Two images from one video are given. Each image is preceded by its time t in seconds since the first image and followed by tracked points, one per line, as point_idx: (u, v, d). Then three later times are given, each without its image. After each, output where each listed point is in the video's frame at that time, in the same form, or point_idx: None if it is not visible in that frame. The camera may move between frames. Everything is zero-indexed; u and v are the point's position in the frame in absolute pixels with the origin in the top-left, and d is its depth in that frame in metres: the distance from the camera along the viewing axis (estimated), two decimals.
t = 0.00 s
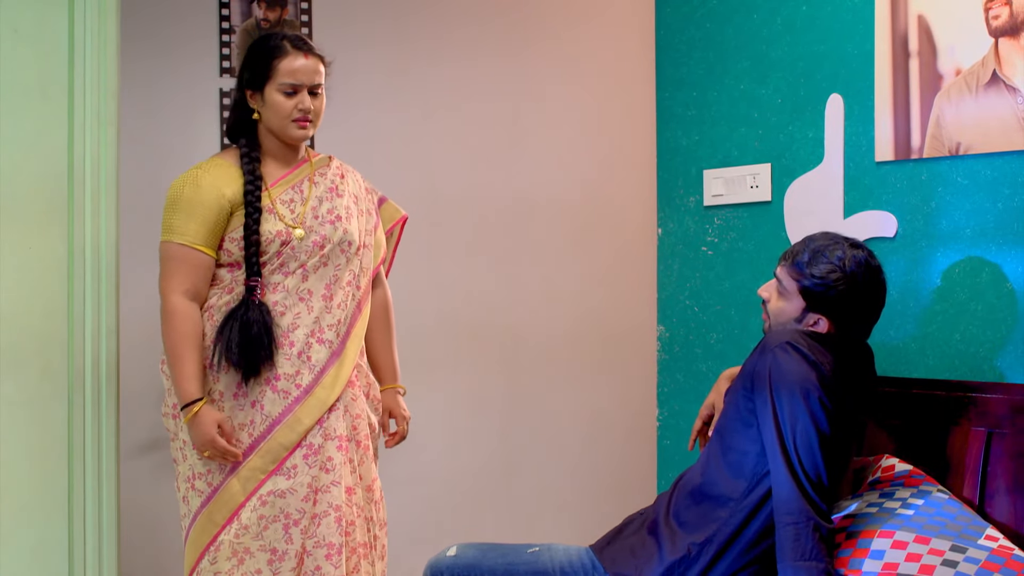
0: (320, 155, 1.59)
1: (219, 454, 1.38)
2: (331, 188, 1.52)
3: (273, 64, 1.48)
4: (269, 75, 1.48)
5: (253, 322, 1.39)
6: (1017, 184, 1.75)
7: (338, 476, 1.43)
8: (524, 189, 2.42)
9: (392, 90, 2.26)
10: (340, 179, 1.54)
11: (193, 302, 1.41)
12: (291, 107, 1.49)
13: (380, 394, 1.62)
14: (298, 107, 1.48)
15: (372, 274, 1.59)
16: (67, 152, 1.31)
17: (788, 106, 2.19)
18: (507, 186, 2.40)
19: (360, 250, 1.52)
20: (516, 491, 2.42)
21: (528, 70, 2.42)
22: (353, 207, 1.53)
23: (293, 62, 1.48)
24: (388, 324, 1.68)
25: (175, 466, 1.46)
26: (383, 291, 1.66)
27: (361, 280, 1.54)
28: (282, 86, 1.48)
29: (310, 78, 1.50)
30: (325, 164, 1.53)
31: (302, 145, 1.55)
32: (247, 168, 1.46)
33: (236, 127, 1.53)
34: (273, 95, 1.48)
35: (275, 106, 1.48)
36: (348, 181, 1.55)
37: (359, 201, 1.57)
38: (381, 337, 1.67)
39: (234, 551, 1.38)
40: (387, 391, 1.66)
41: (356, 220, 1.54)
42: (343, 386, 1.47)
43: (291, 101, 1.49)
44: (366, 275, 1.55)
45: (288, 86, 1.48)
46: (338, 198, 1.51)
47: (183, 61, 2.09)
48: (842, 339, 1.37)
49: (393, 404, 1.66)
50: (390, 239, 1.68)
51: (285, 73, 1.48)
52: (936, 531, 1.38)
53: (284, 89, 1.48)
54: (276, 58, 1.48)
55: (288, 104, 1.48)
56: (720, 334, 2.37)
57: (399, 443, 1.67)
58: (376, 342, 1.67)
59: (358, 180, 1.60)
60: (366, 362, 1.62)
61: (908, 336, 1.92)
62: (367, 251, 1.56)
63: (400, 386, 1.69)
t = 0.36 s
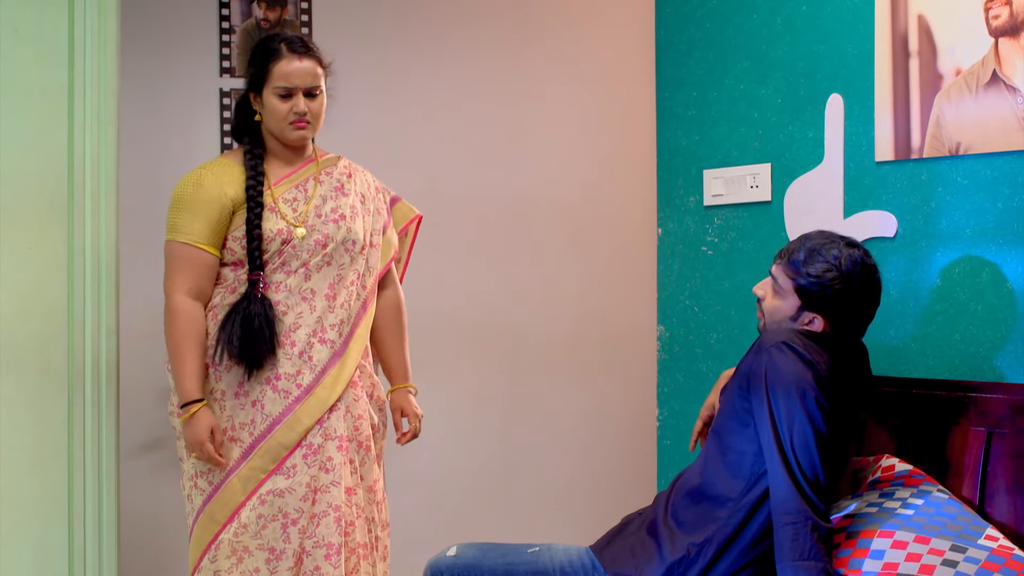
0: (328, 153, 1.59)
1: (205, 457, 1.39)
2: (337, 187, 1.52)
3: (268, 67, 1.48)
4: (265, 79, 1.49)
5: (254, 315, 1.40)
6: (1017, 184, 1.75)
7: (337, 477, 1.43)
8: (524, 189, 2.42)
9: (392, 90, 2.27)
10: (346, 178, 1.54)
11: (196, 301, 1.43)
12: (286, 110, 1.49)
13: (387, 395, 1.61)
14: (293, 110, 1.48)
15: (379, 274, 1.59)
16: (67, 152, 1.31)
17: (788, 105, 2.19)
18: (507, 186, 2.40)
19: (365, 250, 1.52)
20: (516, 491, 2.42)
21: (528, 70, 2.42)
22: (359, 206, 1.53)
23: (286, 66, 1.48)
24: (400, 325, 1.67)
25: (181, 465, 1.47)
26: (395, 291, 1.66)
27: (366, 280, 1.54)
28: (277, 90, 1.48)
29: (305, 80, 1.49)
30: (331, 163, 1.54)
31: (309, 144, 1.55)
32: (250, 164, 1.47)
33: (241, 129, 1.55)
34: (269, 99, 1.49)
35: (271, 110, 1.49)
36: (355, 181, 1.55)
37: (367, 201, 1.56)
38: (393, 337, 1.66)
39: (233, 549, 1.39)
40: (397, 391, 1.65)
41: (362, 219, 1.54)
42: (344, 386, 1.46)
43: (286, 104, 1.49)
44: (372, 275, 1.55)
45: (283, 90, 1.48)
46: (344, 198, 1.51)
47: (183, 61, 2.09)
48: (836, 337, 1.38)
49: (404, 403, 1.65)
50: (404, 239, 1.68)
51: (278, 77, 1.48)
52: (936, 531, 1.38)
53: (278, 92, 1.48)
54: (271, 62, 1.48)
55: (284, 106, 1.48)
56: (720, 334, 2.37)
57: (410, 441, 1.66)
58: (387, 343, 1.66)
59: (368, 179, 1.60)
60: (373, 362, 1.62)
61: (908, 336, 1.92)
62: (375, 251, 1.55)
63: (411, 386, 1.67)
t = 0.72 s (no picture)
0: (337, 153, 1.59)
1: (203, 457, 1.39)
2: (342, 187, 1.52)
3: (271, 67, 1.49)
4: (268, 78, 1.49)
5: (255, 313, 1.40)
6: (1017, 184, 1.75)
7: (337, 476, 1.43)
8: (524, 189, 2.42)
9: (392, 91, 2.27)
10: (353, 178, 1.54)
11: (201, 301, 1.43)
12: (287, 109, 1.49)
13: (393, 396, 1.60)
14: (294, 109, 1.48)
15: (386, 275, 1.58)
16: (67, 152, 1.31)
17: (788, 106, 2.19)
18: (507, 186, 2.40)
19: (370, 250, 1.52)
20: (516, 491, 2.42)
21: (528, 70, 2.42)
22: (365, 206, 1.53)
23: (288, 66, 1.48)
24: (411, 327, 1.67)
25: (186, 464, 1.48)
26: (402, 292, 1.65)
27: (371, 280, 1.53)
28: (279, 89, 1.49)
29: (307, 80, 1.49)
30: (338, 163, 1.54)
31: (314, 145, 1.55)
32: (254, 164, 1.47)
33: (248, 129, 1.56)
34: (271, 97, 1.49)
35: (273, 109, 1.49)
36: (362, 181, 1.55)
37: (375, 201, 1.56)
38: (403, 339, 1.66)
39: (233, 548, 1.39)
40: (403, 392, 1.64)
41: (368, 219, 1.53)
42: (345, 386, 1.46)
43: (287, 104, 1.49)
44: (377, 275, 1.54)
45: (284, 89, 1.48)
46: (349, 198, 1.51)
47: (183, 61, 2.09)
48: (825, 333, 1.38)
49: (411, 406, 1.64)
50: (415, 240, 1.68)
51: (280, 77, 1.48)
52: (936, 531, 1.38)
53: (280, 91, 1.48)
54: (274, 61, 1.49)
55: (285, 106, 1.48)
56: (720, 334, 2.37)
57: (415, 442, 1.65)
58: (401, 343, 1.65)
59: (376, 180, 1.60)
60: (378, 362, 1.61)
61: (909, 336, 1.92)
62: (381, 252, 1.55)
63: (419, 388, 1.66)
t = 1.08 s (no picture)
0: (342, 153, 1.59)
1: (204, 457, 1.40)
2: (346, 188, 1.52)
3: (277, 66, 1.49)
4: (274, 77, 1.49)
5: (255, 315, 1.40)
6: (1017, 184, 1.75)
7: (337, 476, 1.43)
8: (524, 189, 2.42)
9: (392, 91, 2.28)
10: (356, 180, 1.54)
11: (205, 302, 1.44)
12: (293, 108, 1.49)
13: (396, 397, 1.59)
14: (300, 108, 1.48)
15: (390, 275, 1.58)
16: (67, 152, 1.31)
17: (788, 105, 2.19)
18: (507, 186, 2.41)
19: (373, 251, 1.52)
20: (516, 491, 2.43)
21: (528, 70, 2.42)
22: (369, 207, 1.53)
23: (295, 64, 1.48)
24: (416, 328, 1.67)
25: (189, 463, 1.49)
26: (406, 292, 1.65)
27: (374, 281, 1.53)
28: (285, 87, 1.48)
29: (313, 78, 1.49)
30: (342, 165, 1.54)
31: (320, 144, 1.55)
32: (257, 165, 1.47)
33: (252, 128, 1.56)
34: (277, 96, 1.49)
35: (278, 107, 1.49)
36: (366, 182, 1.55)
37: (381, 201, 1.56)
38: (408, 340, 1.65)
39: (233, 548, 1.39)
40: (406, 395, 1.63)
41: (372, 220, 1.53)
42: (345, 386, 1.46)
43: (293, 102, 1.49)
44: (380, 276, 1.54)
45: (290, 87, 1.48)
46: (352, 199, 1.50)
47: (183, 61, 2.09)
48: (804, 316, 1.39)
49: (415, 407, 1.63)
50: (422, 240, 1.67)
51: (286, 75, 1.48)
52: (936, 531, 1.38)
53: (286, 90, 1.48)
54: (280, 60, 1.49)
55: (291, 104, 1.48)
56: (720, 333, 2.37)
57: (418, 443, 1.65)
58: (402, 345, 1.65)
59: (381, 180, 1.59)
60: (381, 363, 1.61)
61: (909, 336, 1.92)
62: (385, 252, 1.55)
63: (424, 390, 1.65)
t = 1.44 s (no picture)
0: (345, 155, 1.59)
1: (205, 459, 1.40)
2: (348, 190, 1.52)
3: (287, 64, 1.49)
4: (284, 75, 1.49)
5: (257, 317, 1.40)
6: (1017, 184, 1.74)
7: (338, 475, 1.43)
8: (524, 189, 2.42)
9: (392, 91, 2.28)
10: (358, 182, 1.54)
11: (208, 304, 1.44)
12: (302, 106, 1.49)
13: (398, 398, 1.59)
14: (309, 106, 1.48)
15: (391, 277, 1.58)
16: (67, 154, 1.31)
17: (788, 106, 2.19)
18: (507, 186, 2.41)
19: (374, 252, 1.52)
20: (516, 491, 2.43)
21: (528, 70, 2.42)
22: (371, 209, 1.53)
23: (307, 62, 1.48)
24: (418, 329, 1.67)
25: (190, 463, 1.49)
26: (407, 295, 1.65)
27: (376, 282, 1.54)
28: (295, 85, 1.48)
29: (323, 78, 1.49)
30: (344, 167, 1.54)
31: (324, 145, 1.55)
32: (259, 168, 1.47)
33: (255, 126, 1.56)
34: (286, 94, 1.49)
35: (287, 105, 1.49)
36: (367, 184, 1.55)
37: (382, 204, 1.56)
38: (408, 341, 1.66)
39: (235, 547, 1.38)
40: (408, 395, 1.64)
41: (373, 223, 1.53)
42: (347, 386, 1.46)
43: (302, 100, 1.49)
44: (381, 278, 1.54)
45: (300, 85, 1.48)
46: (354, 201, 1.51)
47: (184, 62, 2.09)
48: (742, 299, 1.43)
49: (415, 408, 1.64)
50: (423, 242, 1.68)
51: (296, 72, 1.48)
52: (936, 531, 1.38)
53: (296, 88, 1.48)
54: (291, 58, 1.49)
55: (300, 102, 1.48)
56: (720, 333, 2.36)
57: (419, 443, 1.64)
58: (403, 346, 1.66)
59: (383, 183, 1.59)
60: (383, 363, 1.61)
61: (910, 337, 1.92)
62: (387, 254, 1.55)
63: (425, 390, 1.66)
